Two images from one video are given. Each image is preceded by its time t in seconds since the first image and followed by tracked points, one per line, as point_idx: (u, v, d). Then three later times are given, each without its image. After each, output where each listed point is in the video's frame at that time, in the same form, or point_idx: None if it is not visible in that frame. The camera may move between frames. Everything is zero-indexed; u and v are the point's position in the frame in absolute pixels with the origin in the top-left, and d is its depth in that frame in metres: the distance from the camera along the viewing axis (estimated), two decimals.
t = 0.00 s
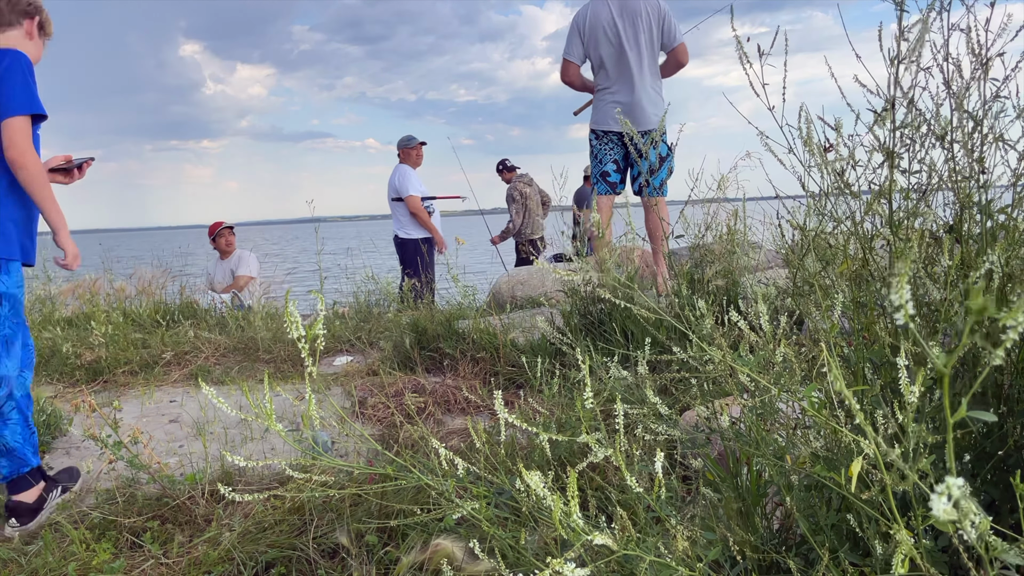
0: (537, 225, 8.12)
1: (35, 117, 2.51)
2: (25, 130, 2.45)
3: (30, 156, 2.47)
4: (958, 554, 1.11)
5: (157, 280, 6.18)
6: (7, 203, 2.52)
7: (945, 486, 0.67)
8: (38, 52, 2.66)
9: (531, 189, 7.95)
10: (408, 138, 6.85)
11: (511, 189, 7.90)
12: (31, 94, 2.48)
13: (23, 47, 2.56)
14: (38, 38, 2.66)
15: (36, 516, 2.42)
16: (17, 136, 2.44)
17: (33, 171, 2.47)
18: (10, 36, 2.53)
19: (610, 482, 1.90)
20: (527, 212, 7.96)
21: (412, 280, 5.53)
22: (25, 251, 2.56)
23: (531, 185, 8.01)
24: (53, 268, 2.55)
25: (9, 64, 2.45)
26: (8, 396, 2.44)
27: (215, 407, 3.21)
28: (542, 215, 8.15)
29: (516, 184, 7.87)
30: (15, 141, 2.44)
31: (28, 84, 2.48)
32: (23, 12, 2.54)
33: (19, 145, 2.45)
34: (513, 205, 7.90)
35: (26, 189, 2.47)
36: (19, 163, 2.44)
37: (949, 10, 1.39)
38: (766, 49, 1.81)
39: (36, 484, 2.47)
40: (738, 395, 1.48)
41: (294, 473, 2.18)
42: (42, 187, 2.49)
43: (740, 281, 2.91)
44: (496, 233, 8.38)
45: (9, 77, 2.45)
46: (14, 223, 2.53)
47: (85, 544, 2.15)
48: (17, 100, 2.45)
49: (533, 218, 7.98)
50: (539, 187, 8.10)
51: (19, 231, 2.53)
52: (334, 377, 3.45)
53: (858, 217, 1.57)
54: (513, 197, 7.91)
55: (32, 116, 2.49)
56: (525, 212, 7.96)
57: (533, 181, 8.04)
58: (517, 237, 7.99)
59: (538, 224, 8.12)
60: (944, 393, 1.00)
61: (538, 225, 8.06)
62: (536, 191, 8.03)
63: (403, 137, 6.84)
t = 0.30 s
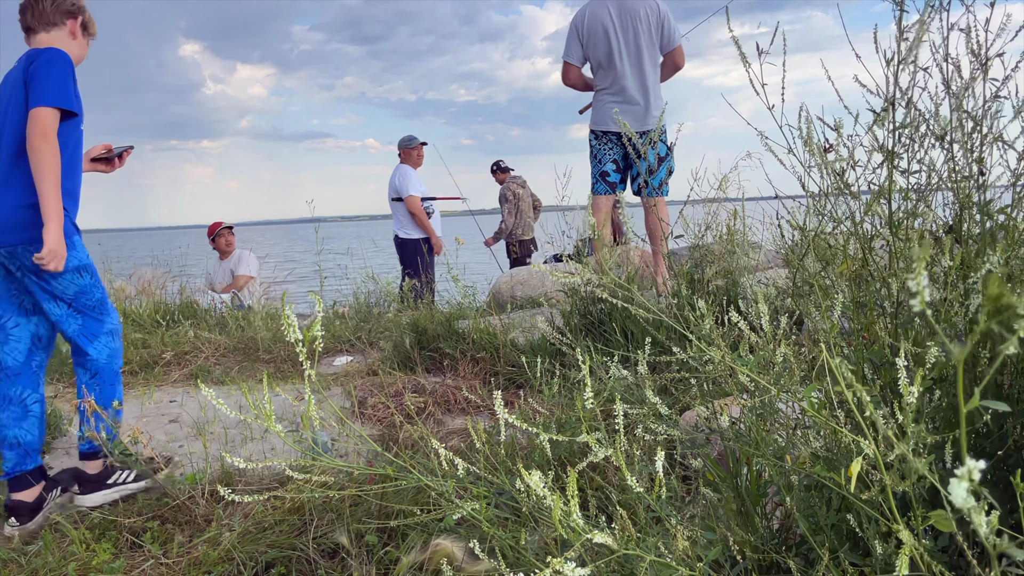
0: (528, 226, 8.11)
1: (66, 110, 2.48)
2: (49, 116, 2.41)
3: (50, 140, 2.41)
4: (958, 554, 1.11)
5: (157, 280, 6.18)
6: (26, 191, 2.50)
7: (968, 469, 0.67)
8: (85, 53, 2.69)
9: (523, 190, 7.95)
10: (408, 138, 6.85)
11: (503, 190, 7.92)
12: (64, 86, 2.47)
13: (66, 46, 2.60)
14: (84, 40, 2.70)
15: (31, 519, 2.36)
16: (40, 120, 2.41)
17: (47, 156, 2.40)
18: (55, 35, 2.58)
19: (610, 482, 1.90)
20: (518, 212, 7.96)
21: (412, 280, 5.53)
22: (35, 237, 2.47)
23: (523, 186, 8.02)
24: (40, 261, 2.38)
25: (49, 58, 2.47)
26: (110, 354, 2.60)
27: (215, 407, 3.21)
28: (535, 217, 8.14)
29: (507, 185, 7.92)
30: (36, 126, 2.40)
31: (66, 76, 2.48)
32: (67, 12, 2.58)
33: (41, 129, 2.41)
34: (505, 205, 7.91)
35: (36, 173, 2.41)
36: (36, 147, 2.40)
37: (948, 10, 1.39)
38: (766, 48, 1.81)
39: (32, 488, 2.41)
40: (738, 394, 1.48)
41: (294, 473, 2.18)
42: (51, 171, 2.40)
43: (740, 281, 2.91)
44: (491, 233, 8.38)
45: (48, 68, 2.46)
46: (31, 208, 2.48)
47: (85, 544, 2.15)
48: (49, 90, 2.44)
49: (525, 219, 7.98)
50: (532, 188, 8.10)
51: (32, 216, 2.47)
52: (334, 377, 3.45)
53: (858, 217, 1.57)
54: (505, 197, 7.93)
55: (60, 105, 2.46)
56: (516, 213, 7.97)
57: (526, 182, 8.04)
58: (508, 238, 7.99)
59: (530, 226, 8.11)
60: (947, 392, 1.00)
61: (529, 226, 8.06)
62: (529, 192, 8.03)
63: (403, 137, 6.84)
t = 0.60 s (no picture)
0: (519, 226, 8.12)
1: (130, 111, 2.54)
2: (116, 118, 2.46)
3: (118, 142, 2.47)
4: (958, 553, 1.11)
5: (157, 280, 6.18)
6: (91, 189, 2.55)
7: (975, 445, 0.64)
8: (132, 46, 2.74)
9: (515, 190, 7.95)
10: (408, 138, 6.85)
11: (495, 189, 7.92)
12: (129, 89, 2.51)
13: (115, 40, 2.65)
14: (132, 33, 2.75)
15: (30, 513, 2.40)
16: (108, 122, 2.46)
17: (118, 158, 2.47)
18: (105, 27, 2.63)
19: (610, 482, 1.90)
20: (509, 213, 7.95)
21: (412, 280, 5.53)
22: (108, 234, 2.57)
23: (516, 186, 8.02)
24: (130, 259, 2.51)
25: (115, 59, 2.51)
26: (146, 354, 2.61)
27: (215, 407, 3.21)
28: (526, 217, 8.14)
29: (500, 185, 7.92)
30: (105, 129, 2.46)
31: (130, 77, 2.53)
32: (120, 5, 2.63)
33: (108, 131, 2.46)
34: (496, 204, 7.93)
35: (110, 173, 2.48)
36: (106, 147, 2.46)
37: (948, 10, 1.39)
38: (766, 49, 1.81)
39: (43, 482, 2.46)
40: (738, 394, 1.47)
41: (294, 473, 2.18)
42: (126, 173, 2.48)
43: (740, 281, 2.90)
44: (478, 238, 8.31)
45: (114, 70, 2.51)
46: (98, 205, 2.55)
47: (85, 544, 2.15)
48: (116, 93, 2.48)
49: (515, 219, 7.99)
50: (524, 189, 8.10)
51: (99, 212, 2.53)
52: (334, 377, 3.45)
53: (858, 217, 1.57)
54: (497, 197, 7.94)
55: (126, 107, 2.51)
56: (507, 213, 7.97)
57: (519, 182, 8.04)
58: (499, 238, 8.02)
59: (520, 226, 8.12)
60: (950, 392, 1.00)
61: (520, 226, 8.06)
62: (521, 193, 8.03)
63: (403, 137, 6.85)
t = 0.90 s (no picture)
0: (513, 227, 8.06)
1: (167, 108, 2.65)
2: (157, 116, 2.57)
3: (160, 139, 2.59)
4: (958, 553, 1.11)
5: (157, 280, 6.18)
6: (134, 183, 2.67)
7: (967, 463, 0.66)
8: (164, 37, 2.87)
9: (510, 191, 7.95)
10: (409, 138, 6.84)
11: (490, 190, 7.92)
12: (164, 86, 2.61)
13: (149, 30, 2.78)
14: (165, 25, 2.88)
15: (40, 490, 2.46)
16: (149, 120, 2.57)
17: (164, 153, 2.59)
18: (141, 18, 2.76)
19: (610, 482, 1.90)
20: (503, 213, 7.92)
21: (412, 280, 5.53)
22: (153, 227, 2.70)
23: (511, 187, 8.02)
24: (206, 241, 2.74)
25: (151, 58, 2.62)
26: (160, 354, 2.68)
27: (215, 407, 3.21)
28: (522, 218, 8.08)
29: (495, 185, 7.94)
30: (146, 127, 2.56)
31: (165, 75, 2.63)
32: None
33: (149, 129, 2.57)
34: (489, 204, 7.93)
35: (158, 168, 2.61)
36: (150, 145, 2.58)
37: (949, 10, 1.39)
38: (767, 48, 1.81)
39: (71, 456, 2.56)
40: (738, 395, 1.47)
41: (294, 473, 2.18)
42: (174, 168, 2.61)
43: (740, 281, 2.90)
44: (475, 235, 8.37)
45: (151, 68, 2.61)
46: (141, 200, 2.66)
47: (85, 544, 2.15)
48: (153, 90, 2.59)
49: (508, 219, 7.95)
50: (521, 190, 8.09)
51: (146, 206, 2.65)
52: (334, 377, 3.45)
53: (858, 217, 1.57)
54: (490, 197, 7.96)
55: (163, 104, 2.61)
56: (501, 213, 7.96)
57: (516, 183, 8.04)
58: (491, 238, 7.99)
59: (515, 226, 8.06)
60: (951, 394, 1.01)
61: (514, 226, 8.00)
62: (516, 194, 8.02)
63: (404, 138, 6.84)
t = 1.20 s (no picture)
0: (507, 229, 8.03)
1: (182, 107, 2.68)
2: (171, 115, 2.60)
3: (174, 138, 2.62)
4: (958, 554, 1.11)
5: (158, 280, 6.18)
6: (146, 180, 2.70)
7: (947, 467, 0.66)
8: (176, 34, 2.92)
9: (503, 194, 7.94)
10: (409, 138, 6.82)
11: (483, 192, 7.93)
12: (181, 85, 2.65)
13: (162, 27, 2.82)
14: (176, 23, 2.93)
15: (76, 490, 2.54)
16: (164, 119, 2.60)
17: (176, 152, 2.62)
18: (155, 15, 2.80)
19: (610, 482, 1.90)
20: (495, 215, 7.90)
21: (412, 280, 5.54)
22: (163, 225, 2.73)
23: (506, 189, 8.00)
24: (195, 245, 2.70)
25: (168, 57, 2.65)
26: (162, 355, 2.67)
27: (215, 407, 3.21)
28: (516, 221, 8.03)
29: (489, 188, 7.92)
30: (161, 126, 2.60)
31: (182, 75, 2.67)
32: None
33: (163, 128, 2.60)
34: (481, 206, 7.93)
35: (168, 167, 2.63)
36: (164, 145, 2.61)
37: (950, 10, 1.39)
38: (768, 48, 1.81)
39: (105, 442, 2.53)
40: (738, 395, 1.47)
41: (294, 473, 2.18)
42: (184, 168, 2.64)
43: (740, 281, 2.90)
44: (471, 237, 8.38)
45: (168, 67, 2.65)
46: (153, 197, 2.69)
47: (85, 544, 2.15)
48: (169, 89, 2.62)
49: (500, 221, 7.93)
50: (516, 191, 8.04)
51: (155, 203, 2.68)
52: (334, 377, 3.45)
53: (858, 217, 1.57)
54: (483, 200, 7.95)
55: (179, 104, 2.65)
56: (493, 216, 7.95)
57: (510, 185, 8.00)
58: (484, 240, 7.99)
59: (509, 228, 8.02)
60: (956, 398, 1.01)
61: (506, 229, 7.97)
62: (511, 197, 7.99)
63: (404, 137, 6.83)
